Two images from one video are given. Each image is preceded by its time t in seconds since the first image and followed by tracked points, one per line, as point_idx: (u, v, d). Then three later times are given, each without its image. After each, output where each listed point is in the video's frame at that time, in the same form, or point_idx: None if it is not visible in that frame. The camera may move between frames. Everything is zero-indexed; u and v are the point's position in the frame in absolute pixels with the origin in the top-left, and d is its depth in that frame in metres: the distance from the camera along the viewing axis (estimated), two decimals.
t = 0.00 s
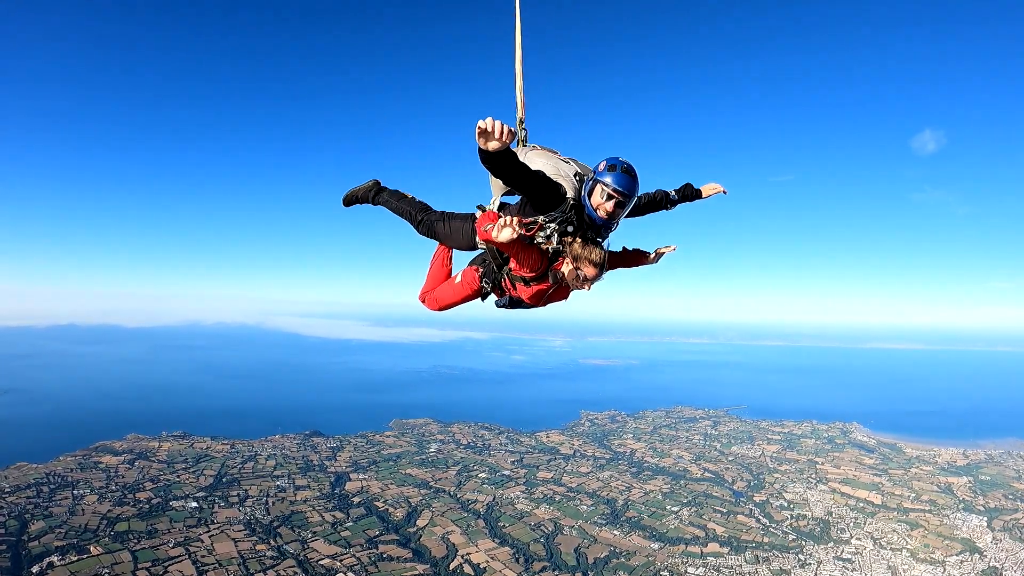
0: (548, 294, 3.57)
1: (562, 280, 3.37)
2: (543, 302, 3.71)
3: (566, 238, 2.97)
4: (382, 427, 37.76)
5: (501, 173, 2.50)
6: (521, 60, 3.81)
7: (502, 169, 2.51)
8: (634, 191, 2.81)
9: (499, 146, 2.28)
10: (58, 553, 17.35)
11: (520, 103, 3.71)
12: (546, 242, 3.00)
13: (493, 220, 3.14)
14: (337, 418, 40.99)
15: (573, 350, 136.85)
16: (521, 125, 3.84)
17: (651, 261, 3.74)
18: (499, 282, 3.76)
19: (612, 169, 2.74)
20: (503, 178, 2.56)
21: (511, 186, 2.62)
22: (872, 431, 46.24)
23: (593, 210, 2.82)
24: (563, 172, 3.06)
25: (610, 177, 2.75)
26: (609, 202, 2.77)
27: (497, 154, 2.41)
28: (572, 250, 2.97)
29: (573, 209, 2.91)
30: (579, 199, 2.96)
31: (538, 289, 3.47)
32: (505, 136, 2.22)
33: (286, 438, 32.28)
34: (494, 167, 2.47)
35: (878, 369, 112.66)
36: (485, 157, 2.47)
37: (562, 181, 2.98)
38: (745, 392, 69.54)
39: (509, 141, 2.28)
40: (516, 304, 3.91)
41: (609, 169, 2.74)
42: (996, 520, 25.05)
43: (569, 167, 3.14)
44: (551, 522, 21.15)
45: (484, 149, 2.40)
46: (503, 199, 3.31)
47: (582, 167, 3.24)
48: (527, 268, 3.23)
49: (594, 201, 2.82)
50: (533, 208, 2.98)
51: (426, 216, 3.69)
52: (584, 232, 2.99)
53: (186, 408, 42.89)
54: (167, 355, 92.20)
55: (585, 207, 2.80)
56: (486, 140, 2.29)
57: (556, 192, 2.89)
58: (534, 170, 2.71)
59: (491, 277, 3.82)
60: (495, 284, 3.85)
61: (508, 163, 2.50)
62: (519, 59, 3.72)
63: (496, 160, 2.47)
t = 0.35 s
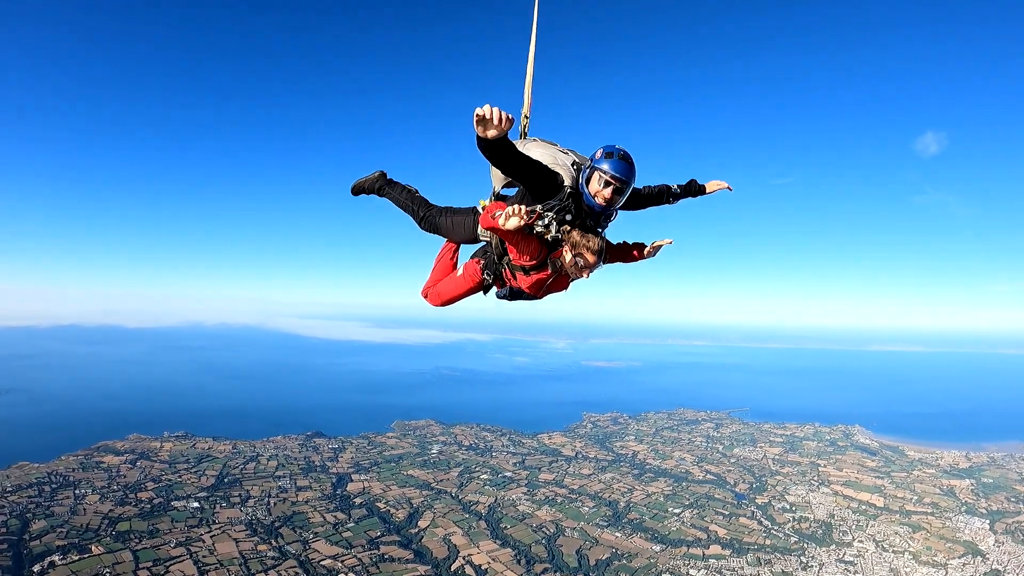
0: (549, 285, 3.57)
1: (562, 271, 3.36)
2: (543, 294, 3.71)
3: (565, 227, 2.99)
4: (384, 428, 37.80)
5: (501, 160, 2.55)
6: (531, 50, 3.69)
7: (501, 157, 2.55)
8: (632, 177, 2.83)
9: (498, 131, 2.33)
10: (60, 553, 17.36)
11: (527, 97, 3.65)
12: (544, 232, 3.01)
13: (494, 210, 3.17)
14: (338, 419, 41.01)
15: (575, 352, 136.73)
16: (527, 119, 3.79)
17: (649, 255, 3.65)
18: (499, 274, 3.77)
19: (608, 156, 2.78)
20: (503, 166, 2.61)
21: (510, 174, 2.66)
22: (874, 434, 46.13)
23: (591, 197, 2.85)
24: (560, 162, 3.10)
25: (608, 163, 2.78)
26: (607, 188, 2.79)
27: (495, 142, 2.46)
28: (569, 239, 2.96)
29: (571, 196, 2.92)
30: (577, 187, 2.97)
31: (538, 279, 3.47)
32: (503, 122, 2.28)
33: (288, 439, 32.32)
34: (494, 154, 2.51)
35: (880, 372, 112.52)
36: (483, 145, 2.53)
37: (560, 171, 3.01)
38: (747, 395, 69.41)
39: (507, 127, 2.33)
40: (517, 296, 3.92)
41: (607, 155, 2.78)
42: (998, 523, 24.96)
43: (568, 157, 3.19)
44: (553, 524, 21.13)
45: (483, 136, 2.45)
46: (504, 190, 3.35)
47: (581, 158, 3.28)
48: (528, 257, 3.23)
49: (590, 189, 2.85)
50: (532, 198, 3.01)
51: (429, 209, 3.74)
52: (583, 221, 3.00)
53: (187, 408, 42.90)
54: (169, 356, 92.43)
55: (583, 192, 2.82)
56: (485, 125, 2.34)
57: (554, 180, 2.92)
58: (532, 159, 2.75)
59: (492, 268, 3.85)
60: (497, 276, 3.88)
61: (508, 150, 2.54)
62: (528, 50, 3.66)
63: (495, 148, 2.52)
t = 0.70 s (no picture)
0: (548, 272, 3.63)
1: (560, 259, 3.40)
2: (543, 280, 3.76)
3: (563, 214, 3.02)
4: (387, 429, 37.80)
5: (502, 153, 2.63)
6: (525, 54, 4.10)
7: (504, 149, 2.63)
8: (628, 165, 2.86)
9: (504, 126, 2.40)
10: (63, 552, 17.43)
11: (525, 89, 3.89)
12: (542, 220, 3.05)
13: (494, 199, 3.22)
14: (341, 420, 41.03)
15: (579, 355, 136.62)
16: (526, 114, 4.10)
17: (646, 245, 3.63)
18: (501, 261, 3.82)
19: (605, 142, 2.80)
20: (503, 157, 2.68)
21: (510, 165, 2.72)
22: (879, 437, 45.96)
23: (589, 184, 2.87)
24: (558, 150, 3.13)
25: (605, 150, 2.80)
26: (604, 175, 2.82)
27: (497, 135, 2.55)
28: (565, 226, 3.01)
29: (569, 184, 2.95)
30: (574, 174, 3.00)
31: (538, 266, 3.53)
32: (509, 114, 2.33)
33: (291, 440, 32.34)
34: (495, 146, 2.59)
35: (885, 375, 112.07)
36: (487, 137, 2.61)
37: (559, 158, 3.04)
38: (751, 398, 69.20)
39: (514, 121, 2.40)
40: (518, 284, 3.96)
41: (603, 142, 2.79)
42: (1003, 526, 24.84)
43: (566, 144, 3.21)
44: (556, 526, 21.09)
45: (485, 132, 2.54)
46: (506, 182, 3.37)
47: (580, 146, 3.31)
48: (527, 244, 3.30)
49: (587, 177, 2.88)
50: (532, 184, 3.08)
51: (434, 201, 3.79)
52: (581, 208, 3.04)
53: (190, 410, 42.93)
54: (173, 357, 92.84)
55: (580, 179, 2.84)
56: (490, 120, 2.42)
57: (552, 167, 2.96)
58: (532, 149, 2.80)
59: (494, 257, 3.89)
60: (498, 265, 3.93)
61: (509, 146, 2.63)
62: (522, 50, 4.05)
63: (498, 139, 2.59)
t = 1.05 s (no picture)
0: (550, 264, 3.66)
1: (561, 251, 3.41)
2: (545, 273, 3.79)
3: (562, 206, 3.04)
4: (390, 431, 37.80)
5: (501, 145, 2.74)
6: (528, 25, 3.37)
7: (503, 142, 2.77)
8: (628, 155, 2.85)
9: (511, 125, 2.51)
10: (65, 552, 17.46)
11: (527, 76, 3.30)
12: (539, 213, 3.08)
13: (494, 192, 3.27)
14: (344, 422, 41.05)
15: (582, 357, 136.57)
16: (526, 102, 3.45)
17: (646, 240, 3.55)
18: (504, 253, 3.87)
19: (602, 134, 2.80)
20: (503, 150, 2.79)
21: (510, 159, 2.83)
22: (882, 440, 45.76)
23: (587, 176, 2.88)
24: (558, 142, 3.14)
25: (604, 141, 2.80)
26: (601, 166, 2.84)
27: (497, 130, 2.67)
28: (562, 218, 3.05)
29: (568, 177, 2.98)
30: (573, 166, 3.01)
31: (539, 258, 3.56)
32: (520, 119, 2.45)
33: (294, 441, 32.33)
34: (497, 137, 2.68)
35: (888, 377, 111.78)
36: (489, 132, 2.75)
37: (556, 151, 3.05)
38: (755, 400, 69.02)
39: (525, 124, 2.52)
40: (522, 276, 3.99)
41: (600, 134, 2.80)
42: (1006, 529, 24.71)
43: (564, 137, 3.22)
44: (559, 528, 21.05)
45: (489, 131, 2.75)
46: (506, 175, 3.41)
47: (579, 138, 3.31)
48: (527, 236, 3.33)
49: (586, 168, 2.88)
50: (533, 178, 3.12)
51: (437, 195, 3.82)
52: (582, 200, 3.04)
53: (194, 411, 43.02)
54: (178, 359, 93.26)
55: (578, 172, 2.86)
56: (500, 122, 2.54)
57: (549, 159, 3.00)
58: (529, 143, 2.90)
59: (498, 249, 3.91)
60: (501, 257, 3.97)
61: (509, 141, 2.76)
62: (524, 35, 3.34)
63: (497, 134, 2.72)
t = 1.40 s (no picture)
0: (550, 256, 3.70)
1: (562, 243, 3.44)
2: (546, 263, 3.82)
3: (561, 199, 3.09)
4: (393, 434, 37.78)
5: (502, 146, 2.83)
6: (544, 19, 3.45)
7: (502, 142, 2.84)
8: (624, 147, 2.92)
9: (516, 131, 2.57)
10: (68, 553, 17.50)
11: (538, 73, 3.37)
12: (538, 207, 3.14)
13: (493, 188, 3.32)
14: (347, 425, 41.02)
15: (586, 360, 136.39)
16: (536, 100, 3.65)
17: (646, 229, 3.53)
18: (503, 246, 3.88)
19: (599, 126, 2.87)
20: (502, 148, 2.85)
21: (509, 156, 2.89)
22: (886, 442, 45.54)
23: (584, 167, 2.93)
24: (554, 135, 3.17)
25: (600, 133, 2.86)
26: (598, 158, 2.90)
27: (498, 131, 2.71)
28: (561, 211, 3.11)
29: (565, 169, 3.04)
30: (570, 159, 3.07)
31: (539, 249, 3.60)
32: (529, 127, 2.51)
33: (297, 443, 32.37)
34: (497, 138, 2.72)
35: (893, 380, 111.32)
36: (489, 132, 2.82)
37: (552, 144, 3.11)
38: (758, 403, 68.80)
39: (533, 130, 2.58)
40: (525, 267, 4.03)
41: (596, 126, 2.87)
42: (1011, 531, 24.57)
43: (561, 129, 3.26)
44: (562, 531, 21.00)
45: (490, 133, 2.82)
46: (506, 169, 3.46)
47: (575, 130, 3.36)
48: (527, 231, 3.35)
49: (583, 160, 2.95)
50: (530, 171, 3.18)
51: (440, 189, 3.84)
52: (580, 191, 3.10)
53: (198, 413, 43.10)
54: (182, 360, 93.71)
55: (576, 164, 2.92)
56: (509, 129, 2.61)
57: (546, 154, 3.05)
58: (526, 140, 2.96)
59: (499, 242, 3.93)
60: (502, 250, 3.99)
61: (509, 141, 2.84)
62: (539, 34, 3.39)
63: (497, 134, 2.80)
